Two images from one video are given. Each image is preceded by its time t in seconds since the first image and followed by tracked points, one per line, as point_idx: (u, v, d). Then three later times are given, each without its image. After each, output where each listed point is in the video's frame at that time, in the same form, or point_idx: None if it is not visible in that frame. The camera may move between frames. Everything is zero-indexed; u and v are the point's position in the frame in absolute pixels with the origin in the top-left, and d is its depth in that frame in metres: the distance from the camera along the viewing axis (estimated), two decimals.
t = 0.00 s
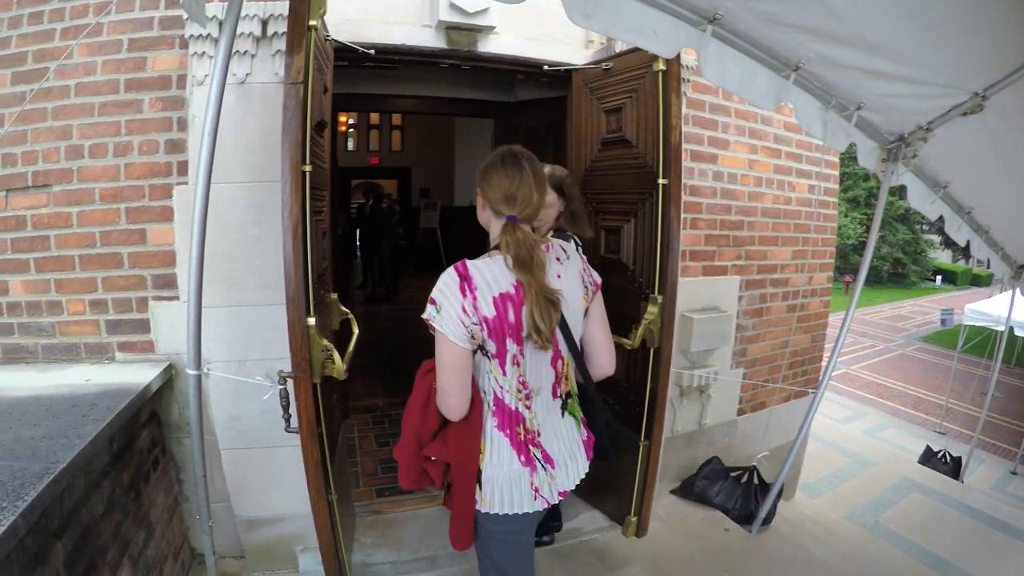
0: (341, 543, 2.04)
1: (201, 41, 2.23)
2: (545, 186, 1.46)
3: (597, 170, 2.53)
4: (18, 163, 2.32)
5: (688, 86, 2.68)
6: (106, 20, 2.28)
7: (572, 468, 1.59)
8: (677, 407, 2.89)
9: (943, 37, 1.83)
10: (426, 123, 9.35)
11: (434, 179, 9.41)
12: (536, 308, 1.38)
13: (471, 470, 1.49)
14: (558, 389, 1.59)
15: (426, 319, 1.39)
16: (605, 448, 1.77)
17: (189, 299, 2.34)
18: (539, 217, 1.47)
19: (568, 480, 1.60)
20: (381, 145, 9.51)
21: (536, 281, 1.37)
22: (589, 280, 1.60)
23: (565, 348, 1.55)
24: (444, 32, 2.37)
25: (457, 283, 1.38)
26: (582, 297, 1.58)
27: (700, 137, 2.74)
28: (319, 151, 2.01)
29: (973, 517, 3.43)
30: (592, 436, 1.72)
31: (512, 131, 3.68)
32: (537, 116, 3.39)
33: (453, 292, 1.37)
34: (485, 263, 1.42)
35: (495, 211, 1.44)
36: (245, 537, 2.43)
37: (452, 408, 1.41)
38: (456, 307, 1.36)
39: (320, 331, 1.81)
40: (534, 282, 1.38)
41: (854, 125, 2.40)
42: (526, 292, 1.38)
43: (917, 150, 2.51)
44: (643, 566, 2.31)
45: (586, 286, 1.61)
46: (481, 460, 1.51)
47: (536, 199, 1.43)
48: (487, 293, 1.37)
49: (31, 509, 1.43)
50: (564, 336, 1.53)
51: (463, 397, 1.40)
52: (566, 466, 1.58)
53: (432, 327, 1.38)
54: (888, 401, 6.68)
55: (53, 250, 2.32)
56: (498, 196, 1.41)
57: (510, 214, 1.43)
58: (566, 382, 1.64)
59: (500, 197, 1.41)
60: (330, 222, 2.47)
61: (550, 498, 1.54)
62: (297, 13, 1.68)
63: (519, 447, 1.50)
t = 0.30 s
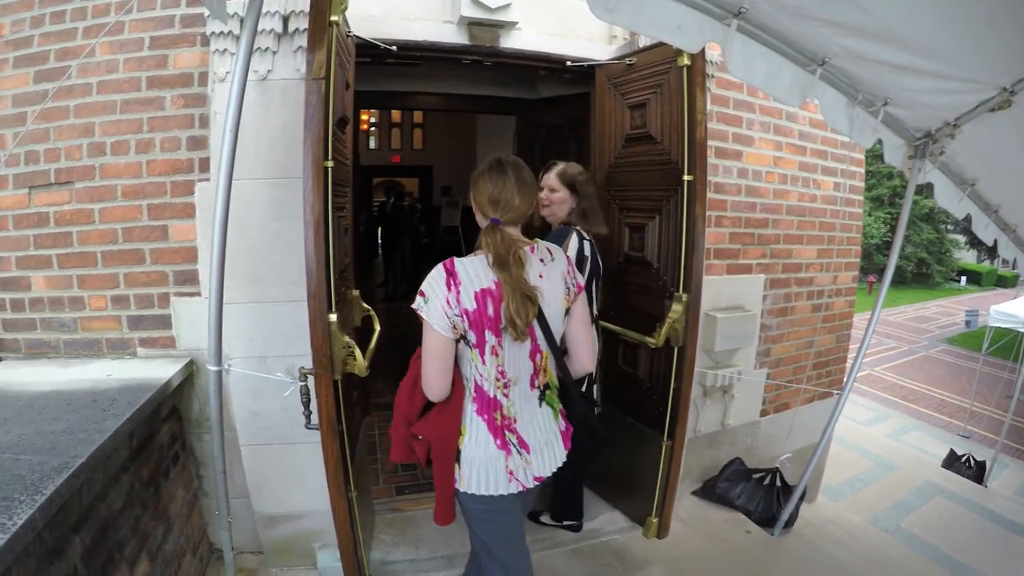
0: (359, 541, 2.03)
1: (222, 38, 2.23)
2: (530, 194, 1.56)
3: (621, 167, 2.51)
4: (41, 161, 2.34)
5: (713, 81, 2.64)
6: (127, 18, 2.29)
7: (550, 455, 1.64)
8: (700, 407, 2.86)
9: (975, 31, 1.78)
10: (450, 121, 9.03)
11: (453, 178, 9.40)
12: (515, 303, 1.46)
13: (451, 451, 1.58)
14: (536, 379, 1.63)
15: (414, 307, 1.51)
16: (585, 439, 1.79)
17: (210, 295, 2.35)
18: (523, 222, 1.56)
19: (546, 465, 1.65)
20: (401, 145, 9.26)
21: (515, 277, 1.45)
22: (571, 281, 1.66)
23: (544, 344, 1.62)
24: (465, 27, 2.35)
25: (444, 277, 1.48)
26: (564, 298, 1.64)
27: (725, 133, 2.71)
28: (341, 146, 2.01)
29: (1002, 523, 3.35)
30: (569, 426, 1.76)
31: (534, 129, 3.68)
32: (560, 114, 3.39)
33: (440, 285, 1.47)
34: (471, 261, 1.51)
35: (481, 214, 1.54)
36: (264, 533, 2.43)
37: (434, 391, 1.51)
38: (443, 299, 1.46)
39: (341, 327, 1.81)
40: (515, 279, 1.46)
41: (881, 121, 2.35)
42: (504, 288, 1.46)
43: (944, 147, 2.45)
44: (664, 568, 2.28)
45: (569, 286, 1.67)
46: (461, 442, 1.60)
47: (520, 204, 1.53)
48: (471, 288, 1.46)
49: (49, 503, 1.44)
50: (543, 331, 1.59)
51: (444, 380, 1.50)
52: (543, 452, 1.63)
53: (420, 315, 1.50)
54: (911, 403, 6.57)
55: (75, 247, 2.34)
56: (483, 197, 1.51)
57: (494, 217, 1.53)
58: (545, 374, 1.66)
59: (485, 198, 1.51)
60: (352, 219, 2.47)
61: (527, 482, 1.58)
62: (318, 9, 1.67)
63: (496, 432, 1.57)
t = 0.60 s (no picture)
0: (393, 554, 2.03)
1: (253, 53, 2.27)
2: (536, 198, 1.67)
3: (653, 174, 2.51)
4: (76, 176, 2.39)
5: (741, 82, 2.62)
6: (159, 36, 2.33)
7: (541, 442, 1.68)
8: (737, 416, 2.83)
9: (1015, 25, 1.72)
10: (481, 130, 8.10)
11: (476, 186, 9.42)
12: (508, 298, 1.54)
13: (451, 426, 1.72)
14: (533, 368, 1.68)
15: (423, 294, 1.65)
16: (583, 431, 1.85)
17: (244, 307, 2.37)
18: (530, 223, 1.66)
19: (538, 450, 1.69)
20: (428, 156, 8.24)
21: (510, 274, 1.54)
22: (572, 279, 1.70)
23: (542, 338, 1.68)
24: (494, 37, 2.35)
25: (450, 270, 1.60)
26: (564, 294, 1.68)
27: (757, 137, 2.70)
28: (373, 158, 2.02)
29: None
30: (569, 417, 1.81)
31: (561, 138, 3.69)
32: (587, 121, 3.39)
33: (443, 276, 1.59)
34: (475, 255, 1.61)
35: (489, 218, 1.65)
36: (299, 544, 2.44)
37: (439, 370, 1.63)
38: (444, 290, 1.58)
39: (376, 339, 1.80)
40: (510, 275, 1.54)
41: (915, 121, 2.29)
42: (499, 282, 1.54)
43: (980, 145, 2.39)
44: None
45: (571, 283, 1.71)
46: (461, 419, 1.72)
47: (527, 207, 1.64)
48: (469, 280, 1.57)
49: (84, 514, 1.45)
50: (540, 325, 1.65)
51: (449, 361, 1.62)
52: (536, 439, 1.68)
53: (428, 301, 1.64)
54: (949, 408, 6.39)
55: (111, 261, 2.39)
56: (493, 202, 1.63)
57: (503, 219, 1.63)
58: (545, 365, 1.72)
59: (495, 203, 1.63)
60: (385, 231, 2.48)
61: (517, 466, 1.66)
62: (347, 21, 1.66)
63: (490, 414, 1.65)
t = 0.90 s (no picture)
0: (407, 555, 2.03)
1: (265, 56, 2.27)
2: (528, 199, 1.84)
3: (665, 174, 2.51)
4: (89, 180, 2.41)
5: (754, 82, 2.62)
6: (170, 40, 2.34)
7: (521, 421, 1.87)
8: (751, 416, 2.82)
9: None
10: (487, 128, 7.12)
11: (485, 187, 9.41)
12: (495, 287, 1.74)
13: (439, 403, 1.96)
14: (520, 351, 1.87)
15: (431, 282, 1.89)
16: (571, 417, 1.98)
17: (257, 310, 2.38)
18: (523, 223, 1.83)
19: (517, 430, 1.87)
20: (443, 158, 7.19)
21: (495, 266, 1.73)
22: (559, 268, 1.84)
23: (529, 321, 1.85)
24: (505, 39, 2.36)
25: (448, 260, 1.84)
26: (550, 283, 1.83)
27: (770, 136, 2.69)
28: (387, 160, 2.03)
29: None
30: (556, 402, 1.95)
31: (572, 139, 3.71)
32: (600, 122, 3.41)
33: (442, 265, 1.85)
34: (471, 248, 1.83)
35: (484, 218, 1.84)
36: (311, 545, 2.45)
37: (435, 349, 1.90)
38: (441, 277, 1.83)
39: (389, 340, 1.80)
40: (496, 266, 1.74)
41: (929, 117, 2.27)
42: (488, 271, 1.74)
43: (994, 141, 2.36)
44: None
45: (559, 271, 1.85)
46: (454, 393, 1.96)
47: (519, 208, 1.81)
48: (461, 270, 1.80)
49: (97, 516, 1.46)
50: (527, 312, 1.84)
51: (447, 343, 1.87)
52: (515, 416, 1.87)
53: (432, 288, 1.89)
54: (964, 406, 6.32)
55: (124, 264, 2.40)
56: (490, 205, 1.81)
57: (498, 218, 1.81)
58: (534, 350, 1.90)
59: (491, 207, 1.81)
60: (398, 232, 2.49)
61: (495, 437, 1.88)
62: (360, 23, 1.66)
63: (475, 389, 1.89)
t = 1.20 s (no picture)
0: (410, 552, 2.04)
1: (269, 53, 2.27)
2: (512, 192, 1.98)
3: (670, 172, 2.50)
4: (93, 177, 2.41)
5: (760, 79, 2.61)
6: (174, 37, 2.34)
7: (495, 391, 2.00)
8: (755, 415, 2.82)
9: None
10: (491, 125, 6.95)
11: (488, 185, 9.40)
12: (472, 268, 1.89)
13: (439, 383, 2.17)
14: (497, 328, 2.01)
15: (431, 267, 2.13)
16: (544, 393, 2.01)
17: (261, 307, 2.38)
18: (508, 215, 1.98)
19: (492, 399, 2.01)
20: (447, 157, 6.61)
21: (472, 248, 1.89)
22: (533, 254, 1.95)
23: (506, 303, 1.97)
24: (510, 36, 2.35)
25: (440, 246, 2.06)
26: (524, 267, 1.95)
27: (775, 134, 2.69)
28: (391, 157, 2.03)
29: None
30: (530, 375, 2.02)
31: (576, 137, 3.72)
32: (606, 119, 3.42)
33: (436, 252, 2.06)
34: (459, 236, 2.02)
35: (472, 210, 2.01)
36: (315, 542, 2.45)
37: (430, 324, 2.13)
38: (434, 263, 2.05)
39: (393, 338, 1.81)
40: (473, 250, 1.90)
41: (933, 116, 2.26)
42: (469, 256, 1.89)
43: (1000, 139, 2.36)
44: None
45: (534, 257, 1.96)
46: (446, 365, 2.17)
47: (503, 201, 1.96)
48: (446, 254, 1.99)
49: (101, 513, 1.46)
50: (502, 293, 1.96)
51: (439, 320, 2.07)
52: (490, 386, 2.00)
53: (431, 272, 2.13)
54: (967, 406, 6.31)
55: (128, 261, 2.40)
56: (476, 198, 1.97)
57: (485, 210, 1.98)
58: (511, 328, 2.01)
59: (476, 200, 1.97)
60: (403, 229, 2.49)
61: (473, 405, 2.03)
62: (365, 19, 1.66)
63: (458, 358, 2.08)
